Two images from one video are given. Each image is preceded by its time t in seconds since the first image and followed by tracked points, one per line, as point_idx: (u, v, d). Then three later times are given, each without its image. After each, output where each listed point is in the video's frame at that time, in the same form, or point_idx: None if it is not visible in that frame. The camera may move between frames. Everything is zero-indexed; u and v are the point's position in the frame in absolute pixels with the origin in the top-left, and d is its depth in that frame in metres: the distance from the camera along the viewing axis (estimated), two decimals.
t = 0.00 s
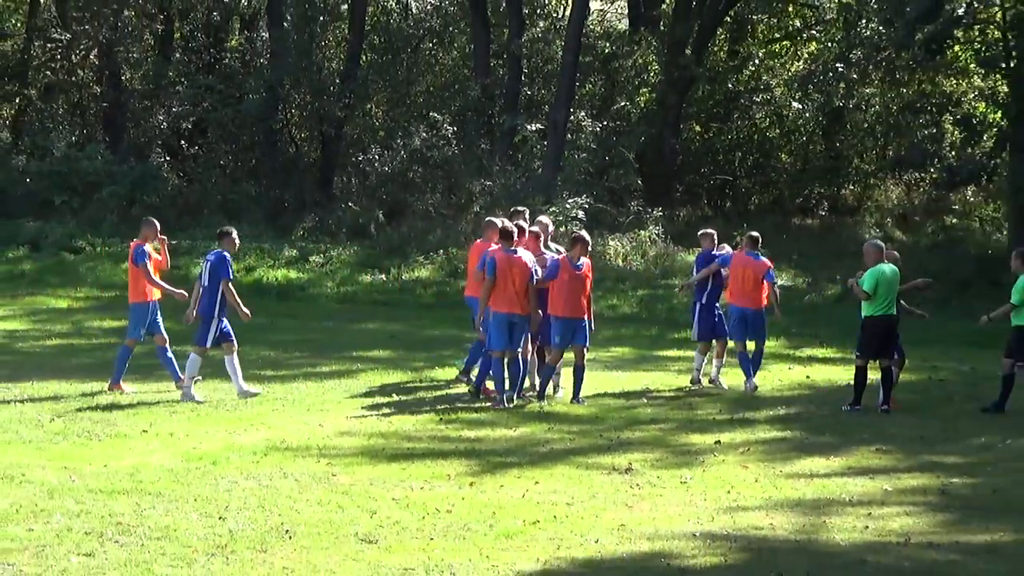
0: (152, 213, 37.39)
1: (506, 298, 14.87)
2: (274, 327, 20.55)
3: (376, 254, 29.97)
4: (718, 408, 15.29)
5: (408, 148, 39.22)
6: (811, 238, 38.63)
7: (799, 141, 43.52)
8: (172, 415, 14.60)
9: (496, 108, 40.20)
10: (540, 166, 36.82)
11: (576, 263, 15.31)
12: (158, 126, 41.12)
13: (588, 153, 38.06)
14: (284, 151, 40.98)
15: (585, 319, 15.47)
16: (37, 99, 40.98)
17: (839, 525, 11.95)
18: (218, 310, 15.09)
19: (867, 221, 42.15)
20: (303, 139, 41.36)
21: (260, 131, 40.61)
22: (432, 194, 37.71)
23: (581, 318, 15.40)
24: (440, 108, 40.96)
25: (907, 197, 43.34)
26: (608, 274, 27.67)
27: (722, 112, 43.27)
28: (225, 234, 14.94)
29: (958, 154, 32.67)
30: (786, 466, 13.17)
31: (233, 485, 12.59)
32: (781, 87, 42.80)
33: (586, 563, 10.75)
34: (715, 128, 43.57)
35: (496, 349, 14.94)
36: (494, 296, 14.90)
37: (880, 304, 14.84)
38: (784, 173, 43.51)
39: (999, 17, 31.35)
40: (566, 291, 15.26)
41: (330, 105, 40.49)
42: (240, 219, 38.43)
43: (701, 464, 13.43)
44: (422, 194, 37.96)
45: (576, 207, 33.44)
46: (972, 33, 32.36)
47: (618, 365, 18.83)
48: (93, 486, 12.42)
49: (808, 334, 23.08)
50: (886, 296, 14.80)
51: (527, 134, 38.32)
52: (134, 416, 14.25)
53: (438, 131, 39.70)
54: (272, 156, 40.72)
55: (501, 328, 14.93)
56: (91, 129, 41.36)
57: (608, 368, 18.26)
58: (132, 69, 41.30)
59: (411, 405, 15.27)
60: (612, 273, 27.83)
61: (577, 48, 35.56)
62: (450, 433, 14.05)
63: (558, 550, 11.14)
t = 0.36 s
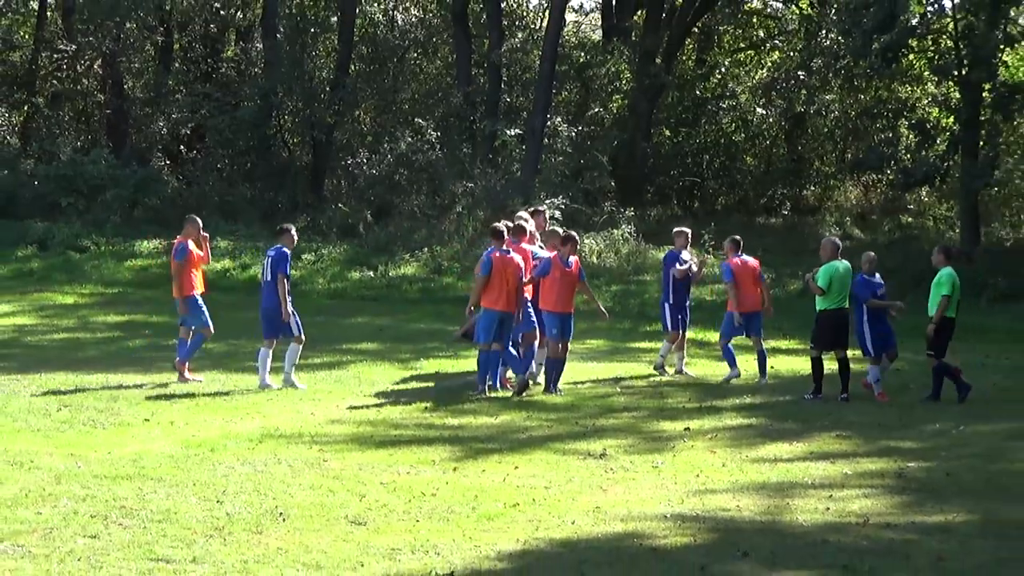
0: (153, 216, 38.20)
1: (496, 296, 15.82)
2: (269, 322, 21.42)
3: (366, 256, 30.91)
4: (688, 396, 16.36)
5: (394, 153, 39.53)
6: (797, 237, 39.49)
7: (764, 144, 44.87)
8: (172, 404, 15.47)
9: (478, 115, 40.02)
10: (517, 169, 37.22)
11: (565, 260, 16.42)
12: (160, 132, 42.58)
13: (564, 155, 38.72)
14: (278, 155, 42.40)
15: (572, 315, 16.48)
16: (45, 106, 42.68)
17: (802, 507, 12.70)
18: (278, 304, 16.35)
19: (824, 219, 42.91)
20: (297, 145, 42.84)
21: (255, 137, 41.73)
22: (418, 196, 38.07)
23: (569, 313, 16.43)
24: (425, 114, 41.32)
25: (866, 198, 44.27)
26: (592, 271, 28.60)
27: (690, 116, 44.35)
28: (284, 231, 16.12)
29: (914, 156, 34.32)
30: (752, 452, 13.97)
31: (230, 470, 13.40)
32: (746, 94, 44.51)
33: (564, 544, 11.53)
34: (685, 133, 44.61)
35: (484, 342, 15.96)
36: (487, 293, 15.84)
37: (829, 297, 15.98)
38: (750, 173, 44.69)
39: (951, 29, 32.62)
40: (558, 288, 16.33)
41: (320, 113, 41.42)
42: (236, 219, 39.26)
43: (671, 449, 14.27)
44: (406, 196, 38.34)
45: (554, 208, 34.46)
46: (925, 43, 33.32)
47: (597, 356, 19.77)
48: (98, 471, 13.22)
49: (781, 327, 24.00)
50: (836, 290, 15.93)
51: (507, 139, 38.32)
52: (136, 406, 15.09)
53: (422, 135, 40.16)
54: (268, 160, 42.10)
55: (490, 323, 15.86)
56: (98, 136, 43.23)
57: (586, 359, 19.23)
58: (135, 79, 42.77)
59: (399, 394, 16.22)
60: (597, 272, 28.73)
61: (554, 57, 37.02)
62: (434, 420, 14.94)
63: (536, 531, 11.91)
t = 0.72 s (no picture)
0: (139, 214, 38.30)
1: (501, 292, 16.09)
2: (254, 319, 21.55)
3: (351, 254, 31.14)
4: (672, 389, 16.59)
5: (378, 148, 40.29)
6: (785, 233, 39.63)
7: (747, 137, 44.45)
8: (159, 400, 15.57)
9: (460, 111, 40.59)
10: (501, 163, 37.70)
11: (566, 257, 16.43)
12: (144, 130, 43.07)
13: (548, 151, 38.62)
14: (261, 152, 42.01)
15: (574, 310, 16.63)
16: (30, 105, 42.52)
17: (787, 497, 12.72)
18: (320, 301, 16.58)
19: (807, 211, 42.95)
20: (280, 142, 42.32)
21: (239, 134, 41.63)
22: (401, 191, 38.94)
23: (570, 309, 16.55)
24: (408, 110, 41.51)
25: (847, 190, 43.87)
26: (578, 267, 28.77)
27: (673, 110, 44.17)
28: (330, 226, 16.06)
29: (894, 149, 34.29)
30: (738, 445, 14.01)
31: (217, 466, 13.45)
32: (727, 88, 44.43)
33: (551, 537, 11.57)
34: (667, 127, 44.38)
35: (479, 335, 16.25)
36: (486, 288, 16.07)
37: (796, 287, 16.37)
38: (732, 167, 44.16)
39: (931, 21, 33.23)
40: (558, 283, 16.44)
41: (304, 109, 41.30)
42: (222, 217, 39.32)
43: (657, 442, 14.37)
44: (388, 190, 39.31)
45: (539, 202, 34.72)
46: (905, 36, 33.76)
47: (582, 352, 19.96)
48: (85, 468, 13.26)
49: (765, 321, 24.19)
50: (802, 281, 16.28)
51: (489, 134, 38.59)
52: (123, 403, 15.19)
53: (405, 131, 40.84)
54: (252, 156, 41.76)
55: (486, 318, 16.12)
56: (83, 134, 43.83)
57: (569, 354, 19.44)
58: (120, 78, 43.38)
59: (385, 389, 16.36)
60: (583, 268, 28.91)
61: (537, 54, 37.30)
62: (420, 415, 15.06)
63: (523, 524, 11.94)
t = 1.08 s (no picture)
0: (124, 210, 38.32)
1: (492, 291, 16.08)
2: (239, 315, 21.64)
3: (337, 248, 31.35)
4: (658, 385, 16.82)
5: (363, 144, 41.40)
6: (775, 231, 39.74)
7: (730, 131, 44.69)
8: (145, 397, 15.60)
9: (445, 106, 41.15)
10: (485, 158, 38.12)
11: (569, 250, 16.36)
12: (130, 126, 42.86)
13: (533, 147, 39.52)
14: (247, 149, 42.78)
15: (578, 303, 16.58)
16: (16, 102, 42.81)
17: (773, 493, 12.69)
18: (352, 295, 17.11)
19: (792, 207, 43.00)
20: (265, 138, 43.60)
21: (226, 131, 42.45)
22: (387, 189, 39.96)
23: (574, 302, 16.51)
24: (394, 106, 42.41)
25: (833, 185, 43.39)
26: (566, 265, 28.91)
27: (658, 105, 44.28)
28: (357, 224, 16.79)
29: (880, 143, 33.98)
30: (723, 441, 13.99)
31: (203, 462, 13.44)
32: (713, 83, 44.47)
33: (536, 533, 11.53)
34: (652, 122, 44.46)
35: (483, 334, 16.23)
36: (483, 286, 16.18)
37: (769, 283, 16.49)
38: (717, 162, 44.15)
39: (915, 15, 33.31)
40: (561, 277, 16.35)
41: (289, 105, 42.21)
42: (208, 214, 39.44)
43: (643, 438, 14.39)
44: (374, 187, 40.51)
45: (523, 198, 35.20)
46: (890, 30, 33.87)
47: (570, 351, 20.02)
48: (71, 465, 13.26)
49: (751, 316, 24.28)
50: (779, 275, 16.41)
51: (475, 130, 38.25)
52: (109, 399, 15.23)
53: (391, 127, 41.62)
54: (237, 152, 42.48)
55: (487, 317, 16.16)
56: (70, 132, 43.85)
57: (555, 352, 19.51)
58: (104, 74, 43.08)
59: (372, 387, 16.42)
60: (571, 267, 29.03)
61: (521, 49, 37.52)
62: (406, 412, 15.10)
63: (508, 520, 11.91)
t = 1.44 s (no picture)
0: (112, 209, 38.26)
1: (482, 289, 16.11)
2: (227, 314, 21.68)
3: (325, 245, 31.48)
4: (646, 382, 16.91)
5: (353, 143, 41.64)
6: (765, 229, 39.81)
7: (718, 127, 44.89)
8: (133, 396, 15.62)
9: (434, 104, 41.63)
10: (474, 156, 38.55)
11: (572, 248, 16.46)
12: (117, 125, 42.77)
13: (521, 145, 39.70)
14: (236, 146, 42.60)
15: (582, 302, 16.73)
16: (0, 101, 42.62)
17: (761, 491, 12.68)
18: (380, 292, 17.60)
19: (781, 204, 43.01)
20: (253, 136, 43.65)
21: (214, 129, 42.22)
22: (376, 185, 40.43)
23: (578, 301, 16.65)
24: (382, 104, 42.99)
25: (821, 182, 43.61)
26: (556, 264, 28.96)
27: (646, 103, 44.14)
28: (386, 223, 17.16)
29: (868, 141, 33.94)
30: (710, 438, 13.98)
31: (192, 461, 13.43)
32: (701, 79, 44.05)
33: (525, 530, 11.52)
34: (641, 120, 44.45)
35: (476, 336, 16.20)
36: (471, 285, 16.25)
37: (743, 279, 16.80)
38: (705, 160, 44.33)
39: (903, 13, 33.11)
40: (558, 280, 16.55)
41: (278, 103, 42.47)
42: (194, 211, 39.48)
43: (631, 436, 14.41)
44: (362, 184, 40.94)
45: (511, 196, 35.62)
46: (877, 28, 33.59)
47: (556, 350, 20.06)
48: (60, 464, 13.24)
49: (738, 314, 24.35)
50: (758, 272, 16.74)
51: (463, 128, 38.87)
52: (97, 398, 15.23)
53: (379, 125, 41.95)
54: (224, 151, 42.17)
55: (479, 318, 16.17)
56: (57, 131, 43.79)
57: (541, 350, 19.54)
58: (93, 73, 43.06)
59: (361, 384, 16.45)
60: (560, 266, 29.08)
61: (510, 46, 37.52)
62: (396, 409, 15.16)
63: (497, 518, 11.90)
